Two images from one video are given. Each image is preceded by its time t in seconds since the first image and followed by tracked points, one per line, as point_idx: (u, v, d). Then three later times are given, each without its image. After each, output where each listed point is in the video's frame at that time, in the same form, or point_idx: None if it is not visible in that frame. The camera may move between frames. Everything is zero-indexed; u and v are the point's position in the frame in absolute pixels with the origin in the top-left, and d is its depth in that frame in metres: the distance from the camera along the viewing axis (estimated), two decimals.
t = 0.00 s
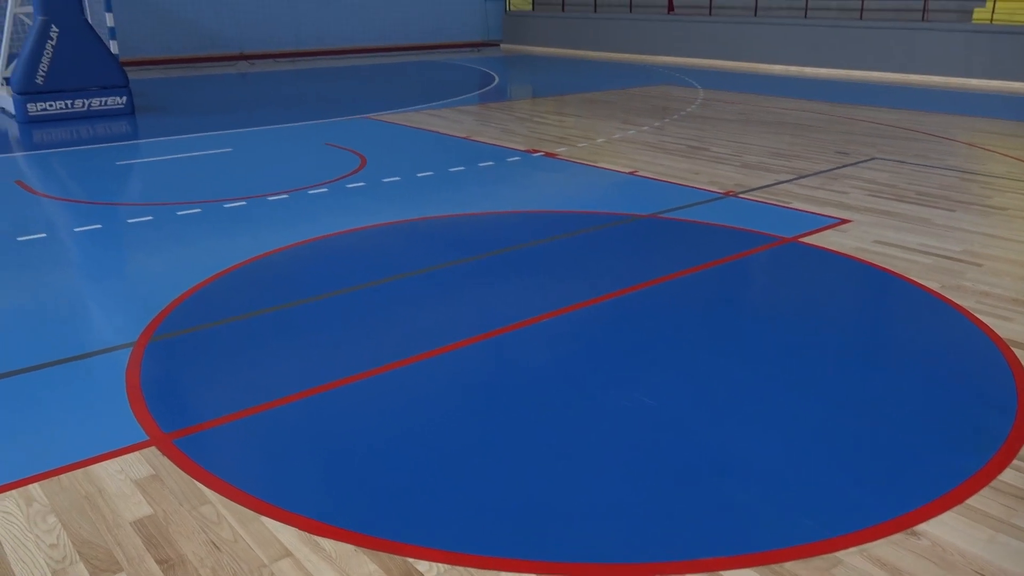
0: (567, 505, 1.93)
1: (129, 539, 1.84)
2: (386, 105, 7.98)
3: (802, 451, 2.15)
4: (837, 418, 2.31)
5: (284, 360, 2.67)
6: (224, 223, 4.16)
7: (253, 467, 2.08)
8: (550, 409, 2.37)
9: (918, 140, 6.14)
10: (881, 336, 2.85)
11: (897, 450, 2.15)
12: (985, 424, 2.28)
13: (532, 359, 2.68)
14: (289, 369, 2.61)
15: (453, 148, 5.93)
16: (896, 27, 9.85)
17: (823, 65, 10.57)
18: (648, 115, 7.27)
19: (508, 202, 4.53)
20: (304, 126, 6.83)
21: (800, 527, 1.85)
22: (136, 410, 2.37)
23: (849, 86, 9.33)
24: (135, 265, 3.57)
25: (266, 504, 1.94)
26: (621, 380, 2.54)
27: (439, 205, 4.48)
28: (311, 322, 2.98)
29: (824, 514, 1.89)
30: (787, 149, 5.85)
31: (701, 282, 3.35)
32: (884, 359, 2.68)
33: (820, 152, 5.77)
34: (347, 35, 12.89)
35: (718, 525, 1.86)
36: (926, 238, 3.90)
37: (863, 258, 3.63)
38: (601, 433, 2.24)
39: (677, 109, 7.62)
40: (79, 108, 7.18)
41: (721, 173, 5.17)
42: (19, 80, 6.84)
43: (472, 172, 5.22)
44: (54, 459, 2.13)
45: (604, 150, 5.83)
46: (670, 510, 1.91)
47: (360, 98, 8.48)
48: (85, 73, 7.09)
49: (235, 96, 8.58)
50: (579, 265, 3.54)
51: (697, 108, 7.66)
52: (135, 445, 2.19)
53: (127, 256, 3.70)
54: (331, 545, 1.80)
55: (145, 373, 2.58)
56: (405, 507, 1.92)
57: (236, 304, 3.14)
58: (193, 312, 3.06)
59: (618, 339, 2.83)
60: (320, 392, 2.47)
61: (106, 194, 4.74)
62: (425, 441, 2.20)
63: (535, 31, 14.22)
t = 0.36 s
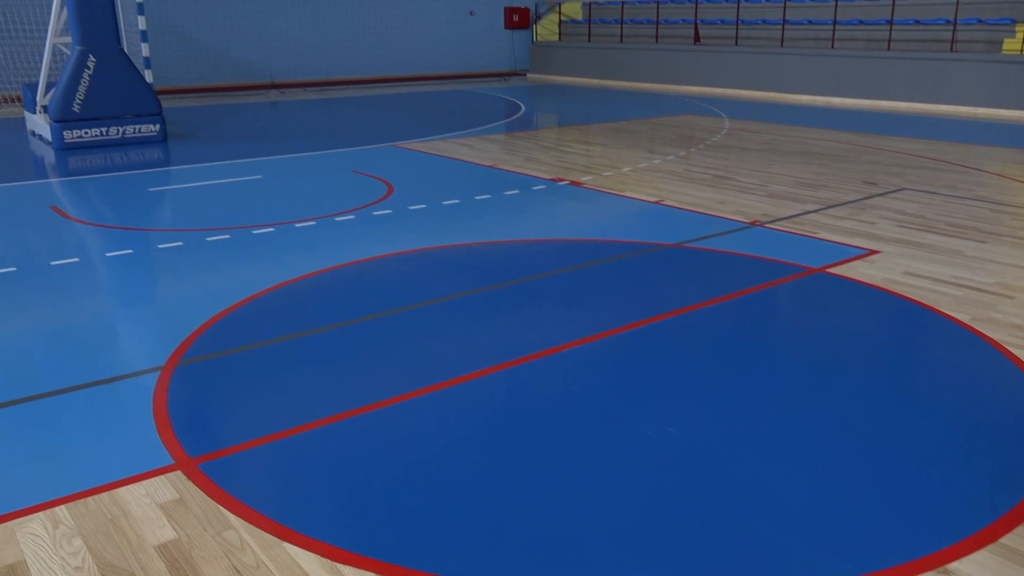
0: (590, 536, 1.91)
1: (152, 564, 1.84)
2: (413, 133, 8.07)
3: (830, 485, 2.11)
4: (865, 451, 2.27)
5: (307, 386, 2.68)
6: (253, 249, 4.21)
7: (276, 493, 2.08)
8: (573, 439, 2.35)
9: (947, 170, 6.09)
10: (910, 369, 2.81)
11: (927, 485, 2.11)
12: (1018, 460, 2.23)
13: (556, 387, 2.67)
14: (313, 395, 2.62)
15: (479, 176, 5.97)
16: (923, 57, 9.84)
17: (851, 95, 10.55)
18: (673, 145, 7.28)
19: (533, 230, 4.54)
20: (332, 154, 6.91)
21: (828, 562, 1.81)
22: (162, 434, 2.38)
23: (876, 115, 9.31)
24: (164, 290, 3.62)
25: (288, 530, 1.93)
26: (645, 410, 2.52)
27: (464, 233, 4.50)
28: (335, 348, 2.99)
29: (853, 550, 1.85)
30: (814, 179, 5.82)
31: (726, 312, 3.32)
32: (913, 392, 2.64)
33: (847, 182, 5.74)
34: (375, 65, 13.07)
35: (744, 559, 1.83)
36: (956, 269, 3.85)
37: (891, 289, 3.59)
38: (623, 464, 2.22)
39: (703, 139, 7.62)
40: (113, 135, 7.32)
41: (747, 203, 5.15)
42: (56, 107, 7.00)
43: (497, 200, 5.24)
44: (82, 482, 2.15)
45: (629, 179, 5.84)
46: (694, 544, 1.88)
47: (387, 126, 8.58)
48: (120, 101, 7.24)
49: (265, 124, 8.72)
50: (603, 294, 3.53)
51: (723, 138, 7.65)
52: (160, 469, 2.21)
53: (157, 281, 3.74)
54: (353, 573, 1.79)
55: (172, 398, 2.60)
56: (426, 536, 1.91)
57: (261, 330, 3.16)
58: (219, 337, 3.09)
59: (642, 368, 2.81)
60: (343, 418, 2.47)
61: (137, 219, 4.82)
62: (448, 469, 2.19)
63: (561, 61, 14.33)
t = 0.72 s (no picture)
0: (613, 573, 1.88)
1: None
2: (438, 167, 8.14)
3: (859, 524, 2.07)
4: (895, 490, 2.23)
5: (331, 418, 2.69)
6: (280, 280, 4.25)
7: (297, 525, 2.07)
8: (597, 474, 2.33)
9: (976, 206, 6.02)
10: (939, 407, 2.76)
11: (959, 525, 2.06)
12: None
13: (580, 422, 2.65)
14: (336, 427, 2.62)
15: (504, 210, 6.00)
16: (950, 93, 9.80)
17: (878, 131, 10.52)
18: (698, 179, 7.28)
19: (558, 264, 4.54)
20: (359, 187, 6.99)
21: None
22: (186, 464, 2.39)
23: (903, 151, 9.26)
24: (191, 320, 3.65)
25: (309, 562, 1.93)
26: (669, 445, 2.50)
27: (489, 266, 4.52)
28: (359, 379, 3.00)
29: None
30: (840, 215, 5.78)
31: (751, 348, 3.29)
32: (943, 430, 2.59)
33: (875, 217, 5.69)
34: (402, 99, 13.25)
35: None
36: (987, 306, 3.80)
37: (920, 325, 3.54)
38: (648, 500, 2.19)
39: (728, 174, 7.62)
40: (145, 167, 7.46)
41: (773, 238, 5.12)
42: (91, 140, 7.16)
43: (522, 233, 5.26)
44: (107, 510, 2.17)
45: (654, 214, 5.84)
46: None
47: (413, 159, 8.67)
48: (153, 134, 7.40)
49: (294, 158, 8.84)
50: (627, 328, 3.52)
51: (748, 173, 7.64)
52: (183, 499, 2.21)
53: (184, 311, 3.78)
54: None
55: (196, 427, 2.62)
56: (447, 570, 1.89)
57: (286, 361, 3.18)
58: (244, 368, 3.11)
59: (666, 404, 2.79)
60: (366, 450, 2.47)
61: (166, 250, 4.89)
62: (470, 502, 2.18)
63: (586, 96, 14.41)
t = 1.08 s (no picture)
0: None
1: None
2: (462, 201, 8.20)
3: (888, 565, 2.02)
4: (925, 531, 2.18)
5: (352, 451, 2.68)
6: (306, 313, 4.29)
7: (317, 559, 2.06)
8: (619, 512, 2.30)
9: (1006, 243, 5.95)
10: (969, 446, 2.70)
11: (993, 569, 2.00)
12: None
13: (602, 458, 2.63)
14: (357, 461, 2.61)
15: (527, 244, 6.02)
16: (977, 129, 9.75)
17: (903, 166, 10.49)
18: (722, 215, 7.27)
19: (580, 299, 4.54)
20: (383, 221, 7.05)
21: None
22: (209, 496, 2.40)
23: (929, 187, 9.21)
24: (216, 352, 3.68)
25: None
26: (692, 483, 2.47)
27: (512, 300, 4.53)
28: (381, 413, 3.00)
29: None
30: (866, 251, 5.74)
31: (776, 384, 3.26)
32: (973, 471, 2.53)
33: (901, 254, 5.64)
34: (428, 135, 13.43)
35: None
36: (1017, 344, 3.74)
37: (948, 363, 3.49)
38: (672, 538, 2.15)
39: (751, 209, 7.60)
40: (175, 201, 7.57)
41: (798, 274, 5.09)
42: (123, 173, 7.33)
43: (545, 267, 5.27)
44: (128, 541, 2.17)
45: (677, 249, 5.83)
46: None
47: (438, 194, 8.75)
48: (183, 169, 7.53)
49: (320, 192, 8.96)
50: (649, 364, 3.50)
51: (772, 208, 7.62)
52: (204, 531, 2.21)
53: (209, 343, 3.82)
54: None
55: (219, 459, 2.63)
56: None
57: (309, 394, 3.19)
58: (267, 401, 3.12)
59: (690, 440, 2.76)
60: (387, 484, 2.46)
61: (194, 282, 4.96)
62: (490, 539, 2.16)
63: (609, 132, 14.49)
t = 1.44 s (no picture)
0: None
1: None
2: (490, 236, 8.25)
3: None
4: None
5: (379, 486, 2.67)
6: (335, 346, 4.32)
7: None
8: (648, 552, 2.26)
9: None
10: (1008, 490, 2.63)
11: None
12: None
13: (630, 497, 2.59)
14: (383, 495, 2.61)
15: (555, 280, 6.03)
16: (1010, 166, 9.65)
17: (935, 203, 10.39)
18: (751, 251, 7.24)
19: (608, 335, 4.52)
20: (412, 256, 7.11)
21: None
22: (235, 529, 2.40)
23: (962, 224, 9.12)
24: (245, 385, 3.72)
25: None
26: (723, 522, 2.42)
27: (539, 335, 4.52)
28: (408, 448, 2.99)
29: None
30: (898, 288, 5.68)
31: (807, 423, 3.20)
32: (1012, 514, 2.46)
33: (934, 291, 5.57)
34: (457, 171, 13.58)
35: None
36: None
37: (985, 404, 3.41)
38: None
39: (780, 245, 7.56)
40: (208, 236, 7.69)
41: (828, 311, 5.04)
42: (158, 208, 7.42)
43: (573, 303, 5.27)
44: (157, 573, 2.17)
45: (705, 285, 5.81)
46: None
47: (466, 229, 8.81)
48: (217, 204, 7.67)
49: (350, 226, 9.06)
50: (678, 402, 3.46)
51: (801, 245, 7.58)
52: (231, 564, 2.21)
53: (239, 376, 3.85)
54: None
55: (247, 492, 2.63)
56: None
57: (336, 428, 3.19)
58: (295, 435, 3.13)
59: (720, 479, 2.71)
60: (414, 520, 2.44)
61: (224, 315, 5.01)
62: None
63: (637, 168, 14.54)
